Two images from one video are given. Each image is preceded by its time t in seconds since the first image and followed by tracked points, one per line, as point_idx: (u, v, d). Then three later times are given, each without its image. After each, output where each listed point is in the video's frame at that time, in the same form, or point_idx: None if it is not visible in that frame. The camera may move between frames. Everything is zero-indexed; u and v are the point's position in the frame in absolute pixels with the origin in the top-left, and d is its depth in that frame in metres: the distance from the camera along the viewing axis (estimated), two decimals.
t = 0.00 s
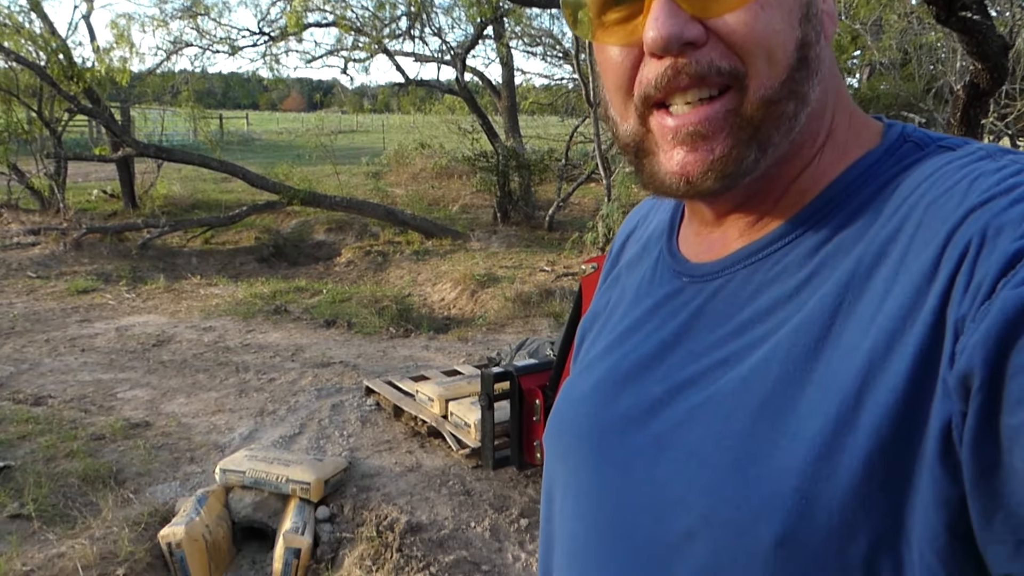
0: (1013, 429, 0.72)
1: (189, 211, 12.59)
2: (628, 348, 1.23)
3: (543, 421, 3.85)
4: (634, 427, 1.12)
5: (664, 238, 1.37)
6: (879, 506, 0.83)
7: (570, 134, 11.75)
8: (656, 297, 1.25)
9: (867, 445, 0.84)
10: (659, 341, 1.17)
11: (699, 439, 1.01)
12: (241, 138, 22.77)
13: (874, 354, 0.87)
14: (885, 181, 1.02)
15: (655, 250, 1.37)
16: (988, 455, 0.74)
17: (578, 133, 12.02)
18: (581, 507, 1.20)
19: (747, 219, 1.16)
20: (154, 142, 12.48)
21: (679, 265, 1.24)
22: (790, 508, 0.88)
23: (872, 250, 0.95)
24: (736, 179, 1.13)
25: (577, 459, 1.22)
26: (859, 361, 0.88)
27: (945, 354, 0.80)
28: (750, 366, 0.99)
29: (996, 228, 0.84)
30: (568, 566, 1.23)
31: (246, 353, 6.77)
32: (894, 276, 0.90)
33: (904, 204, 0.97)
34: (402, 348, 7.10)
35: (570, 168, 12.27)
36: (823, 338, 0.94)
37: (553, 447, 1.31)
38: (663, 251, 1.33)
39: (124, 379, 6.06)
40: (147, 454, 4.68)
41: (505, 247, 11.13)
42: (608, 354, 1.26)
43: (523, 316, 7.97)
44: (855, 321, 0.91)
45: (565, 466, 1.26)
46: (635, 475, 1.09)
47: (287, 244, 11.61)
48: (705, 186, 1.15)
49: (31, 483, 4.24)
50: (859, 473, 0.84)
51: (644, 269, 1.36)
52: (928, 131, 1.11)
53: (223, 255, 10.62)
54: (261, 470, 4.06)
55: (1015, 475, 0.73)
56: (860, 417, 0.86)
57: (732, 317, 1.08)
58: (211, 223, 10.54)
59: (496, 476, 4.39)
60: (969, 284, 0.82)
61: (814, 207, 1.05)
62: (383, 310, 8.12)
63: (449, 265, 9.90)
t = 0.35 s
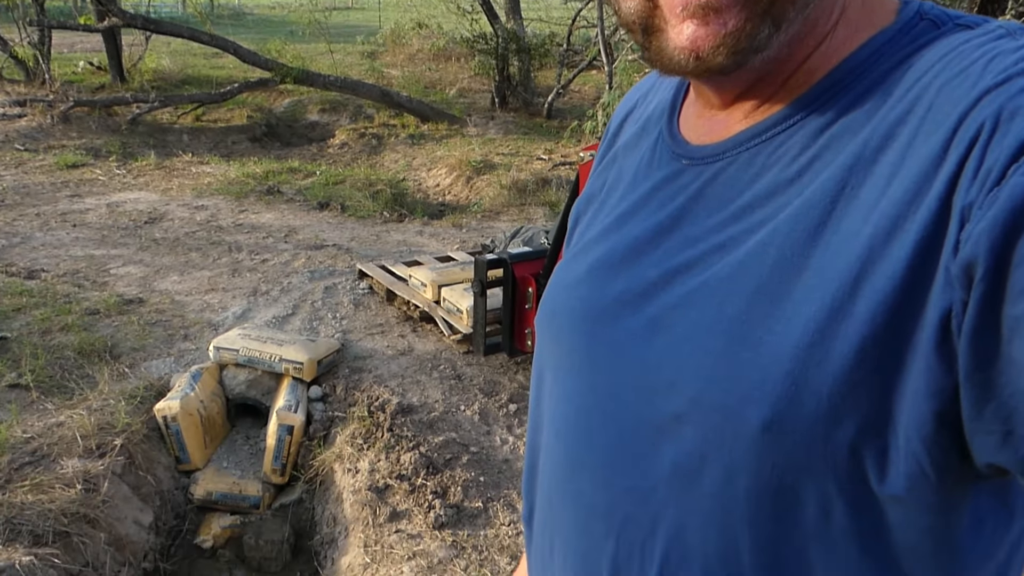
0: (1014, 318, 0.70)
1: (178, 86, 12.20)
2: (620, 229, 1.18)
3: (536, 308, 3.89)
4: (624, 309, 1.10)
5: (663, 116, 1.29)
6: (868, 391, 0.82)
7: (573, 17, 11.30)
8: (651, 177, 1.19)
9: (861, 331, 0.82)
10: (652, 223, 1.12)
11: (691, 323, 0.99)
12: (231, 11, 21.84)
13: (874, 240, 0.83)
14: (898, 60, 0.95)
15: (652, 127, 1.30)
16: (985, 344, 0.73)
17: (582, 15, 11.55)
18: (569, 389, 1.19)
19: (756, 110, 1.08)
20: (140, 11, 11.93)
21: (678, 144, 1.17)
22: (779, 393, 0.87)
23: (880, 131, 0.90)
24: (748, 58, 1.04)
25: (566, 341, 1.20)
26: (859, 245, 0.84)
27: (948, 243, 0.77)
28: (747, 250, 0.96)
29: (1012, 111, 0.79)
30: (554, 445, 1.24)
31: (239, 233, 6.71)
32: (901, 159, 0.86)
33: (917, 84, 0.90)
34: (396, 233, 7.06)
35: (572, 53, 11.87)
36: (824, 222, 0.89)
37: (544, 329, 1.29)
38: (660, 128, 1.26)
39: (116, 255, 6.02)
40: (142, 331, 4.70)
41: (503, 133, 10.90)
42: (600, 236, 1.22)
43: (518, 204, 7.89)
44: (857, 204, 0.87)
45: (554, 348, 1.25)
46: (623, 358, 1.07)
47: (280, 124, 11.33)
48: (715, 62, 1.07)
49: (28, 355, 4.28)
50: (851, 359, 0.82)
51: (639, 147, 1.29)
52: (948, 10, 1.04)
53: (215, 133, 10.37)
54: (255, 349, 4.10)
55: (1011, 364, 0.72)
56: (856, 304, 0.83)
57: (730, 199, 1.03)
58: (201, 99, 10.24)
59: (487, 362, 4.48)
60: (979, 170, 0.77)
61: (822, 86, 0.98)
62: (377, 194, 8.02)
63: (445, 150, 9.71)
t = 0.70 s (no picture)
0: (1015, 283, 0.70)
1: (175, 43, 12.01)
2: (613, 188, 1.16)
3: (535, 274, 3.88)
4: (617, 269, 1.09)
5: (659, 74, 1.26)
6: (860, 352, 0.81)
7: None
8: (646, 135, 1.17)
9: (853, 291, 0.80)
10: (646, 179, 1.11)
11: (683, 281, 0.97)
12: None
13: (870, 198, 0.81)
14: (899, 15, 0.92)
15: (647, 83, 1.27)
16: (985, 309, 0.72)
17: None
18: (561, 350, 1.18)
19: (754, 69, 1.05)
20: None
21: (674, 101, 1.15)
22: (770, 353, 0.86)
23: (878, 87, 0.88)
24: (745, 30, 1.02)
25: (559, 301, 1.19)
26: (854, 203, 0.82)
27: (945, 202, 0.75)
28: (739, 207, 0.94)
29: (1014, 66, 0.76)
30: (545, 406, 1.24)
31: (237, 194, 6.67)
32: (899, 114, 0.84)
33: (917, 39, 0.88)
34: (394, 195, 7.01)
35: (573, 14, 11.70)
36: (819, 179, 0.88)
37: (539, 291, 1.28)
38: (657, 84, 1.24)
39: (114, 215, 5.99)
40: (139, 292, 4.69)
41: (503, 95, 10.78)
42: (593, 195, 1.20)
43: (517, 168, 7.84)
44: (853, 161, 0.85)
45: (548, 309, 1.24)
46: (615, 317, 1.07)
47: (278, 83, 11.19)
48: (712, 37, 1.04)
49: (26, 314, 4.27)
50: (843, 319, 0.81)
51: (634, 104, 1.27)
52: None
53: (212, 92, 10.24)
54: (252, 311, 4.08)
55: (1011, 330, 0.71)
56: (849, 263, 0.81)
57: (726, 157, 1.01)
58: (199, 56, 10.10)
59: (484, 327, 4.49)
60: (980, 127, 0.75)
61: (819, 44, 0.96)
62: (375, 155, 7.96)
63: (445, 112, 9.61)
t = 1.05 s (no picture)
0: (1018, 266, 0.70)
1: (174, 26, 11.92)
2: (611, 164, 1.16)
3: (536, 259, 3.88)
4: (614, 245, 1.08)
5: (659, 51, 1.25)
6: (855, 330, 0.81)
7: None
8: (643, 111, 1.16)
9: (851, 267, 0.80)
10: (644, 155, 1.10)
11: (679, 257, 0.97)
12: None
13: (869, 174, 0.80)
14: None
15: (647, 60, 1.26)
16: (986, 291, 0.72)
17: None
18: (557, 328, 1.18)
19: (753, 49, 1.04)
20: None
21: (672, 77, 1.14)
22: (765, 329, 0.86)
23: (880, 62, 0.87)
24: (744, 17, 1.01)
25: (555, 278, 1.19)
26: (852, 178, 0.82)
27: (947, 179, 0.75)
28: (737, 182, 0.93)
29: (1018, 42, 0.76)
30: (541, 384, 1.23)
31: (236, 178, 6.64)
32: (900, 90, 0.83)
33: (921, 15, 0.87)
34: (394, 180, 6.99)
35: None
36: (818, 154, 0.87)
37: (536, 270, 1.27)
38: (656, 61, 1.22)
39: (113, 199, 5.96)
40: (139, 276, 4.69)
41: (504, 80, 10.72)
42: (590, 172, 1.19)
43: (518, 154, 7.81)
44: (852, 137, 0.85)
45: (543, 288, 1.23)
46: (610, 294, 1.06)
47: (278, 66, 11.13)
48: (712, 22, 1.03)
49: (25, 298, 4.26)
50: (840, 297, 0.81)
51: (633, 82, 1.26)
52: None
53: (211, 75, 10.18)
54: (252, 296, 4.08)
55: (1013, 313, 0.71)
56: (846, 239, 0.81)
57: (724, 132, 1.01)
58: (198, 39, 10.05)
59: (483, 313, 4.49)
60: (984, 105, 0.75)
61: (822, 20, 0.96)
62: (375, 140, 7.92)
63: (445, 97, 9.57)
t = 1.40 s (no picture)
0: (1018, 262, 0.69)
1: (175, 21, 11.90)
2: (610, 158, 1.15)
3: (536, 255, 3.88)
4: (614, 240, 1.07)
5: (659, 45, 1.24)
6: (855, 322, 0.80)
7: None
8: (644, 105, 1.15)
9: (850, 260, 0.79)
10: (643, 149, 1.09)
11: (678, 250, 0.96)
12: None
13: (868, 165, 0.80)
14: None
15: (647, 56, 1.25)
16: (987, 286, 0.72)
17: None
18: (557, 324, 1.17)
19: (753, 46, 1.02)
20: None
21: (673, 70, 1.13)
22: (764, 322, 0.86)
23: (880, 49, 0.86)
24: (746, 19, 0.99)
25: (556, 274, 1.18)
26: (850, 167, 0.81)
27: (948, 171, 0.74)
28: (736, 174, 0.93)
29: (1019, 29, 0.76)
30: (542, 382, 1.23)
31: (237, 174, 6.63)
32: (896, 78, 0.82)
33: (920, 4, 0.87)
34: (394, 175, 6.99)
35: None
36: (817, 145, 0.86)
37: (537, 267, 1.26)
38: (656, 55, 1.22)
39: (114, 194, 5.96)
40: (139, 272, 4.68)
41: (504, 76, 10.70)
42: (591, 166, 1.18)
43: (519, 149, 7.80)
44: (850, 126, 0.84)
45: (545, 283, 1.22)
46: (610, 287, 1.05)
47: (278, 62, 11.12)
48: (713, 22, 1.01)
49: (25, 294, 4.26)
50: (838, 289, 0.80)
51: (633, 77, 1.25)
52: None
53: (212, 71, 10.16)
54: (252, 292, 4.08)
55: (1012, 307, 0.71)
56: (845, 232, 0.80)
57: (723, 124, 1.00)
58: (198, 35, 10.03)
59: (484, 308, 4.49)
60: (985, 94, 0.74)
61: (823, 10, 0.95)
62: (375, 135, 7.91)
63: (446, 92, 9.55)
